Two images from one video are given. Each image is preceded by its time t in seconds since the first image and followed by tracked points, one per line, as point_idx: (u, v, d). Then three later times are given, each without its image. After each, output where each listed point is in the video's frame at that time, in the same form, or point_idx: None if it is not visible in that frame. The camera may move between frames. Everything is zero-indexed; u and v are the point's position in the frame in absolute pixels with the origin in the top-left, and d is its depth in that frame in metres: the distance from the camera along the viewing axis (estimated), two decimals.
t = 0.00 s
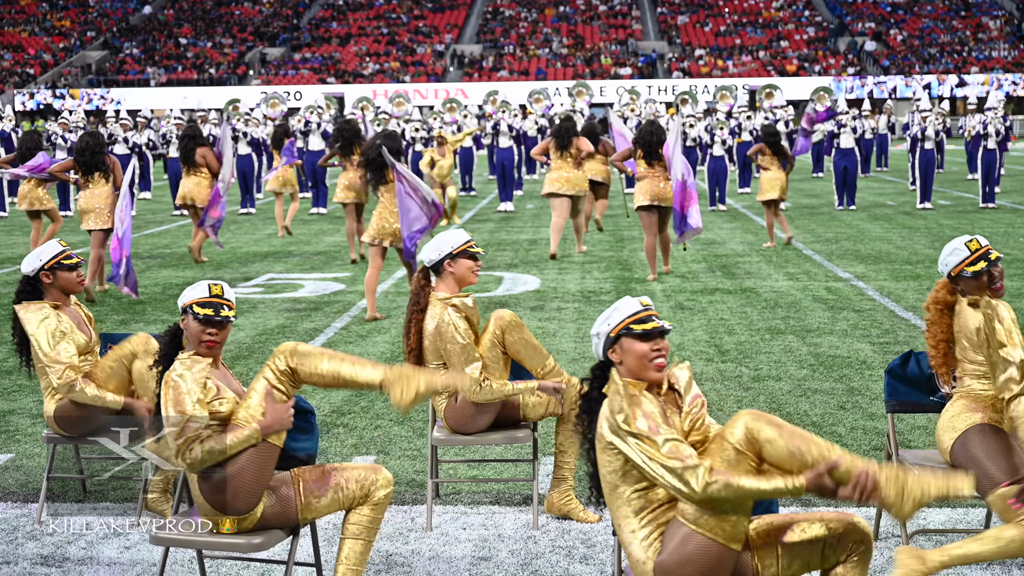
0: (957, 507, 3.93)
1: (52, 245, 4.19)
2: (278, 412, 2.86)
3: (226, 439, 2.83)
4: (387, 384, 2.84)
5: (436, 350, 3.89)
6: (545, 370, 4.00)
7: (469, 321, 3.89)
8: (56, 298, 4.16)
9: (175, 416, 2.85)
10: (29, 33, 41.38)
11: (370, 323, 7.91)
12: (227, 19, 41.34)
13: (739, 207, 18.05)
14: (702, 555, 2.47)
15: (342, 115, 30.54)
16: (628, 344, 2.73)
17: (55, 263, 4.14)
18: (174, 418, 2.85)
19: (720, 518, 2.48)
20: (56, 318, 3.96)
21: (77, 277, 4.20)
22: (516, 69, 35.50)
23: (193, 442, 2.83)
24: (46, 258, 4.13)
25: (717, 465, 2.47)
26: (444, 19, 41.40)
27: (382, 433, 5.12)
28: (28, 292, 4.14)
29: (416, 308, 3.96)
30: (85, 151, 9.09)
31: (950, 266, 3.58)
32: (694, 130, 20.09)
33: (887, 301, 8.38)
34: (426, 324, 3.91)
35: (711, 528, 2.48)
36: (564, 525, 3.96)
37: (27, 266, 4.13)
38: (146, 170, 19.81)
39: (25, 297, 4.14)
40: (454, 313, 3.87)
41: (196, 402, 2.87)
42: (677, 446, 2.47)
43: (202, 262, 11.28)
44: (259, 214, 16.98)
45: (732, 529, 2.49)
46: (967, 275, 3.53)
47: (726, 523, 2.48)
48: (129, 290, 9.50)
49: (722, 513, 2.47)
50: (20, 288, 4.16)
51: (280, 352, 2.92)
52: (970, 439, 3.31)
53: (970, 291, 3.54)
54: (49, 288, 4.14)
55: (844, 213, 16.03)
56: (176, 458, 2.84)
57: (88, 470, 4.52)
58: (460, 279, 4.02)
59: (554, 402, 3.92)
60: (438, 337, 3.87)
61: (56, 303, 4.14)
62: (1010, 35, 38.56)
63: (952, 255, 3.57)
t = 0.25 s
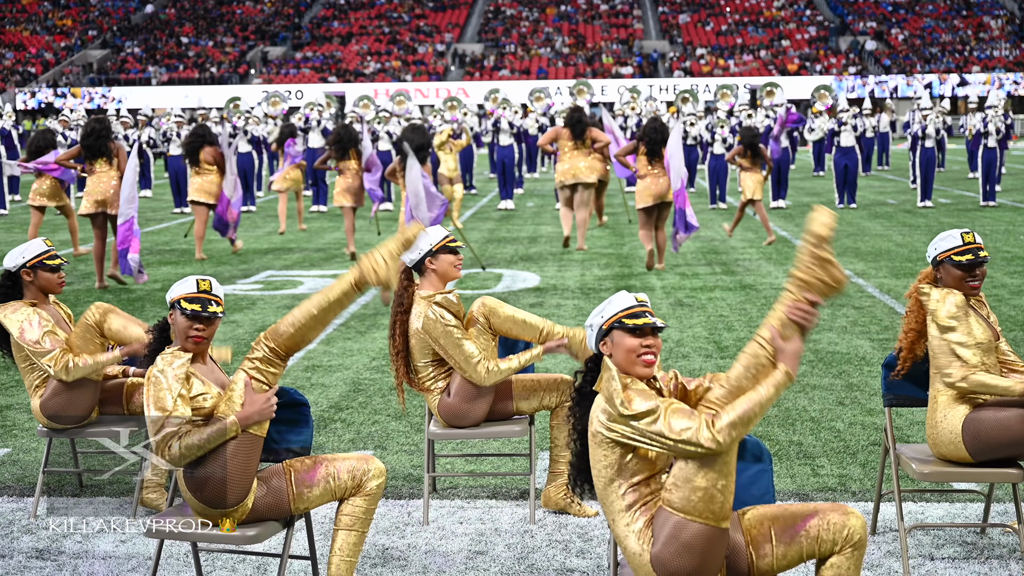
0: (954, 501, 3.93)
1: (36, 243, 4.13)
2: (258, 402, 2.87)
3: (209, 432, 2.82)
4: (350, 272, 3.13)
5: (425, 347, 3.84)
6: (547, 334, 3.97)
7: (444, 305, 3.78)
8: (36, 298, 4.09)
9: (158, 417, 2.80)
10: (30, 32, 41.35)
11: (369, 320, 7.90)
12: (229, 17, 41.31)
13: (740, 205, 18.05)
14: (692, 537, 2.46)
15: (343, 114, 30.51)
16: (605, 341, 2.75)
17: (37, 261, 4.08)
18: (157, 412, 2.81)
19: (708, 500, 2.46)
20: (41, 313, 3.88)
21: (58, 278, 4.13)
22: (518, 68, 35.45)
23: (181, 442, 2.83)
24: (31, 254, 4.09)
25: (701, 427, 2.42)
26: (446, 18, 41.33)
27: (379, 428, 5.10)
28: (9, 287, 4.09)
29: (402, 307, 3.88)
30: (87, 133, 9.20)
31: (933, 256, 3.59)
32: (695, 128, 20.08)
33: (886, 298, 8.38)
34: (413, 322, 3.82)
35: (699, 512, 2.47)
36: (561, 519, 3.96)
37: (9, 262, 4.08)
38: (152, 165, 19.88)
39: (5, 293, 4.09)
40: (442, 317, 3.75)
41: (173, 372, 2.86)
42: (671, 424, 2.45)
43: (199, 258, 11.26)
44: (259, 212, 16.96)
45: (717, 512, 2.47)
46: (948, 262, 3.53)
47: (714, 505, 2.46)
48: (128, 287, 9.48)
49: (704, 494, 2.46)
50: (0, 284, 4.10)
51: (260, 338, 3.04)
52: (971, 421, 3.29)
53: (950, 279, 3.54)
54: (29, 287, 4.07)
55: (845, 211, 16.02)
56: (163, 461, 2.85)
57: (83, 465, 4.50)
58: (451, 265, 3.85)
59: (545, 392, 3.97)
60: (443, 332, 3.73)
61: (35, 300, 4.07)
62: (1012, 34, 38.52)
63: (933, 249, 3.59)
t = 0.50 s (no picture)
0: (955, 495, 3.93)
1: (21, 241, 4.11)
2: (244, 392, 2.82)
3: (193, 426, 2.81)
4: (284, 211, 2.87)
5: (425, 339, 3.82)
6: (540, 277, 3.88)
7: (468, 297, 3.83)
8: (23, 294, 4.08)
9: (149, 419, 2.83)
10: (32, 31, 41.39)
11: (370, 317, 7.90)
12: (230, 17, 41.33)
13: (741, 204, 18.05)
14: (683, 522, 2.47)
15: (345, 113, 30.55)
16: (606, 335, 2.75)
17: (23, 258, 4.06)
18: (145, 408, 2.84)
19: (700, 487, 2.47)
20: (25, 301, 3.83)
21: (44, 274, 4.10)
22: (520, 67, 35.45)
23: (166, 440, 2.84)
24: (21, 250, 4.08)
25: (699, 415, 2.42)
26: (447, 18, 41.30)
27: (379, 423, 5.09)
28: None
29: (396, 303, 3.84)
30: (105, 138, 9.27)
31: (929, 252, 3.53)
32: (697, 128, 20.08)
33: (887, 295, 8.38)
34: (408, 315, 3.82)
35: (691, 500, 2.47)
36: (561, 512, 3.96)
37: None
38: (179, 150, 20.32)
39: None
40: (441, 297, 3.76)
41: (159, 379, 2.87)
42: (667, 413, 2.46)
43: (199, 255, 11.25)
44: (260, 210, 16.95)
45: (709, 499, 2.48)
46: (947, 258, 3.45)
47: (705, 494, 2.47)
48: (129, 283, 9.47)
49: (696, 481, 2.47)
50: None
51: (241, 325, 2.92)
52: (964, 411, 3.34)
53: (945, 276, 3.48)
54: (16, 284, 4.05)
55: (846, 210, 16.01)
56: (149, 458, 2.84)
57: (83, 459, 4.50)
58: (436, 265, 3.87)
59: (545, 385, 3.94)
60: (443, 318, 3.73)
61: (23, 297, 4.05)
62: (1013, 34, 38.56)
63: (932, 244, 3.53)
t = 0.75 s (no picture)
0: (956, 491, 3.93)
1: (23, 238, 4.12)
2: (234, 387, 2.83)
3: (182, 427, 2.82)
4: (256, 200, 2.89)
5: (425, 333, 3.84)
6: (520, 242, 3.90)
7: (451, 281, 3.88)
8: (24, 291, 4.08)
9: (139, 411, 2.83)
10: (32, 31, 41.42)
11: (371, 315, 7.90)
12: (231, 17, 41.34)
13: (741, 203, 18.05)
14: (695, 515, 2.48)
15: (345, 113, 30.55)
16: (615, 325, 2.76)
17: (24, 255, 4.07)
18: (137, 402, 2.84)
19: (713, 477, 2.48)
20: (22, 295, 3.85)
21: (46, 273, 4.12)
22: (521, 68, 35.45)
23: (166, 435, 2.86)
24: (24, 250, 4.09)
25: (715, 411, 2.43)
26: (449, 18, 41.31)
27: (381, 420, 5.10)
28: None
29: (391, 302, 3.90)
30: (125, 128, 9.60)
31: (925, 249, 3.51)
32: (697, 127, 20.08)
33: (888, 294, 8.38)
34: (407, 308, 3.85)
35: (701, 492, 2.48)
36: (562, 507, 3.98)
37: None
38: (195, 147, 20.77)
39: None
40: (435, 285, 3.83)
41: (153, 375, 2.88)
42: (681, 406, 2.45)
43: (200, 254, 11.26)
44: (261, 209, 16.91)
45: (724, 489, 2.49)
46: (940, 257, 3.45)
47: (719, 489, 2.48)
48: (130, 281, 9.47)
49: (708, 472, 2.47)
50: None
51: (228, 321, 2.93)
52: (961, 409, 3.34)
53: (937, 276, 3.48)
54: (17, 281, 4.06)
55: (846, 209, 16.01)
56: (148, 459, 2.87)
57: (86, 455, 4.51)
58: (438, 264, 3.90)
59: (545, 381, 3.96)
60: (439, 307, 3.77)
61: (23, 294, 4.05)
62: (1014, 35, 38.58)
63: (926, 244, 3.51)
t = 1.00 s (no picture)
0: (915, 490, 3.97)
1: None
2: (191, 386, 2.84)
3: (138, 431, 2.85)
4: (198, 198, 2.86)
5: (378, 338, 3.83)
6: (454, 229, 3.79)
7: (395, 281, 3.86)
8: None
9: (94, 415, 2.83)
10: None
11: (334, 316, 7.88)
12: (196, 14, 41.11)
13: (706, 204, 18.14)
14: (652, 514, 2.50)
15: (310, 112, 30.44)
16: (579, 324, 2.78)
17: None
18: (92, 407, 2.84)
19: (671, 477, 2.49)
20: None
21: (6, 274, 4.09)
22: (487, 67, 35.43)
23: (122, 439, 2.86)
24: None
25: (669, 412, 2.44)
26: (415, 18, 41.27)
27: (344, 421, 5.09)
28: None
29: (343, 301, 3.92)
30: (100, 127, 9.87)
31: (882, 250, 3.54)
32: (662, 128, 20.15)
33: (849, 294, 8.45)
34: (356, 313, 3.84)
35: (657, 492, 2.49)
36: (525, 507, 3.98)
37: None
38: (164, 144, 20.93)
39: None
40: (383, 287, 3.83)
41: (108, 378, 2.88)
42: (636, 408, 2.47)
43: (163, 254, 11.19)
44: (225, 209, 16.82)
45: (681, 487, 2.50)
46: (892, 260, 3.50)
47: (677, 488, 2.49)
48: (91, 281, 9.41)
49: (667, 473, 2.48)
50: None
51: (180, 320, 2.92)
52: (919, 409, 3.37)
53: (892, 279, 3.52)
54: None
55: (810, 210, 16.11)
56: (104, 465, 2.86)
57: (45, 456, 4.47)
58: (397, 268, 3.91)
59: (506, 380, 3.95)
60: (387, 309, 3.78)
61: None
62: (975, 38, 38.97)
63: (880, 247, 3.55)
